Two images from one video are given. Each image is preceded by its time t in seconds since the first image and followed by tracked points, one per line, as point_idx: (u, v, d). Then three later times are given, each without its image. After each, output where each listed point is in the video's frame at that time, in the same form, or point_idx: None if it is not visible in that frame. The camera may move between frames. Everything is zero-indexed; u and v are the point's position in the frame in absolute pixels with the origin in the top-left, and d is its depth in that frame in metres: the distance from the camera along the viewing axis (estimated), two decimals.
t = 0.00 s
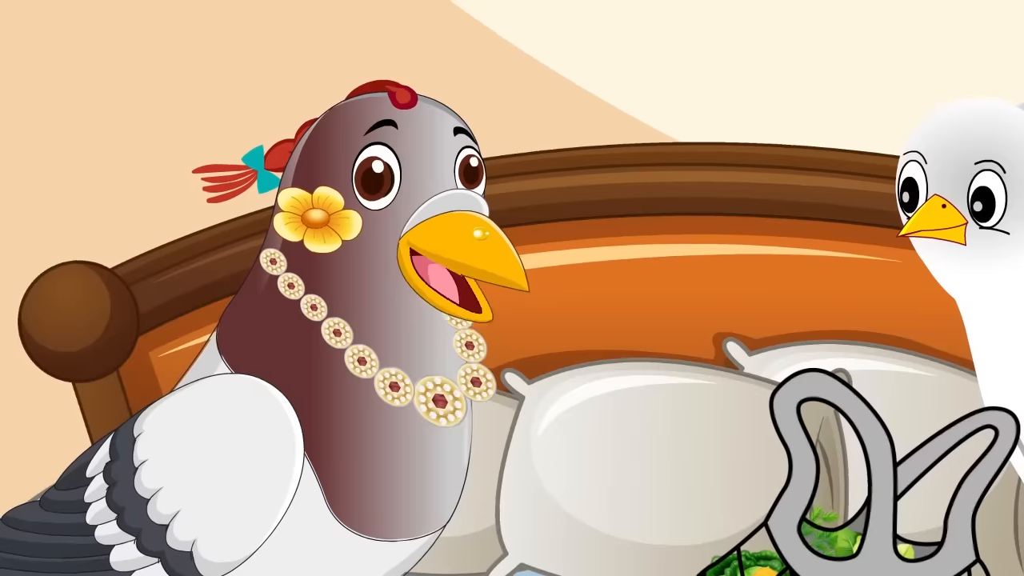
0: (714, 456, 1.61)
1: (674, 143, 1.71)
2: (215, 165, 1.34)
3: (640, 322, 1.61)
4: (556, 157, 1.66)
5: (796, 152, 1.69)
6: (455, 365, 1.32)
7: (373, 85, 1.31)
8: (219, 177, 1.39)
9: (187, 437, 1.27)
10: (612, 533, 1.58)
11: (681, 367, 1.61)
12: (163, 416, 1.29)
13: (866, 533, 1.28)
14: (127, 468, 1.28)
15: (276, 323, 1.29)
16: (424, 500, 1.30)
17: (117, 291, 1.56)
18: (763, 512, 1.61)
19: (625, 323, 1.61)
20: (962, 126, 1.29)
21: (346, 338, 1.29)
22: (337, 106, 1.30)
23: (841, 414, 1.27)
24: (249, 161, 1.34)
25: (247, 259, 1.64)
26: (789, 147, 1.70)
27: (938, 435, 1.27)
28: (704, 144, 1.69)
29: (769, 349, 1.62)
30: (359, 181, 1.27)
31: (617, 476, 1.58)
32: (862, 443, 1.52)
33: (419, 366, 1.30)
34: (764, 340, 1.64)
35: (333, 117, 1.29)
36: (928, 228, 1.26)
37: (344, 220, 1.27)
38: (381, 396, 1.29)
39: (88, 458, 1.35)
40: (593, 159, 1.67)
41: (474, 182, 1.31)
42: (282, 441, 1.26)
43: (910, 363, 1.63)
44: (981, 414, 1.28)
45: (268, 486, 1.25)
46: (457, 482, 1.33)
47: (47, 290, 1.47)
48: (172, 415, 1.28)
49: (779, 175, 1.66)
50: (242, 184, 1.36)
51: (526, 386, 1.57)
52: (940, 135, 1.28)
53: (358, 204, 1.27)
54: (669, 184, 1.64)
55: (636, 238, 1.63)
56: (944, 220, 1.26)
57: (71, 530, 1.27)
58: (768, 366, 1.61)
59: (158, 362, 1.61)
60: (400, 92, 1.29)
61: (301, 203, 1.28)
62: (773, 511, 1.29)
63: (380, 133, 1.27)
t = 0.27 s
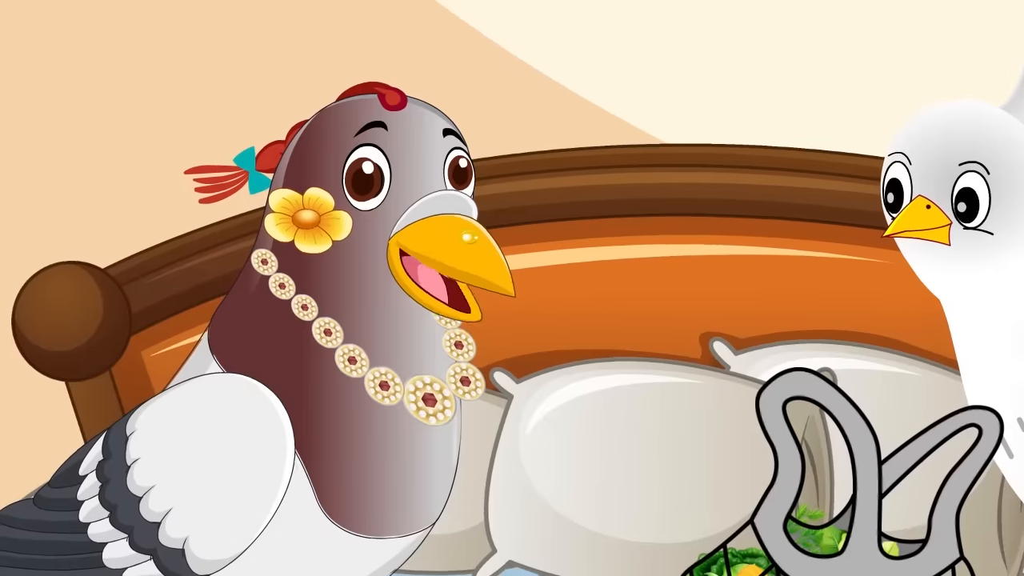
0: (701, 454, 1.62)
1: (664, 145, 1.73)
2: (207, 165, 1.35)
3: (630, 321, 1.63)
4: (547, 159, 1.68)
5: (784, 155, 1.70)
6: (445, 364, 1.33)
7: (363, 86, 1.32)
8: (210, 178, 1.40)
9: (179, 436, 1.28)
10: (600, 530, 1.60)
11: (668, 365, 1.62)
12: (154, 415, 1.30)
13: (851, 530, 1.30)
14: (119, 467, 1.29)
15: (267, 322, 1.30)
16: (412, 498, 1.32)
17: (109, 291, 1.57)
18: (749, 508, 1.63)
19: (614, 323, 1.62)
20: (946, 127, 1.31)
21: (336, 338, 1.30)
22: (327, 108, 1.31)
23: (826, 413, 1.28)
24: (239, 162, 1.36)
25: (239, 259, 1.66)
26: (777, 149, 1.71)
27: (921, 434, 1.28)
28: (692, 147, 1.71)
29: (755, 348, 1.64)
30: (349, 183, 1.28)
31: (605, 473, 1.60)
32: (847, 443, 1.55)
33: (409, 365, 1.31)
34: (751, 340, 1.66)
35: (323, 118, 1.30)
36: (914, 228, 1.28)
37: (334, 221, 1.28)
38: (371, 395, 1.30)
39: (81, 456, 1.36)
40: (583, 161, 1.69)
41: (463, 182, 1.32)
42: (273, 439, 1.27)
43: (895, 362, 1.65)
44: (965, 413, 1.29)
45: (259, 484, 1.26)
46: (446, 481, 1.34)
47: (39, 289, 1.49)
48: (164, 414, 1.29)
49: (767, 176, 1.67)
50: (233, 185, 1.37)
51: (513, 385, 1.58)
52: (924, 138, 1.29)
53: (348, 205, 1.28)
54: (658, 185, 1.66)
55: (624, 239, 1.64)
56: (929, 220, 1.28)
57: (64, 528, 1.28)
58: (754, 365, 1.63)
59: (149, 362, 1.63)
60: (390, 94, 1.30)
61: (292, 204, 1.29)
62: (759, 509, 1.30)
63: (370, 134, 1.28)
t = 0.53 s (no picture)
0: (688, 452, 1.64)
1: (653, 146, 1.74)
2: (199, 167, 1.37)
3: (618, 321, 1.65)
4: (538, 160, 1.70)
5: (773, 156, 1.72)
6: (434, 363, 1.34)
7: (353, 89, 1.34)
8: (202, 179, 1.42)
9: (171, 434, 1.29)
10: (587, 528, 1.61)
11: (656, 365, 1.64)
12: (147, 414, 1.31)
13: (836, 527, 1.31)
14: (112, 465, 1.30)
15: (258, 322, 1.32)
16: (400, 497, 1.33)
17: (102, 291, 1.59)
18: (736, 507, 1.65)
19: (602, 323, 1.65)
20: (930, 129, 1.32)
21: (327, 337, 1.31)
22: (318, 110, 1.32)
23: (812, 411, 1.29)
24: (231, 163, 1.37)
25: (231, 259, 1.67)
26: (766, 150, 1.73)
27: (906, 433, 1.29)
28: (681, 148, 1.73)
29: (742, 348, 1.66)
30: (339, 184, 1.29)
31: (593, 471, 1.62)
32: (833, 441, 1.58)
33: (398, 364, 1.32)
34: (738, 339, 1.69)
35: (314, 120, 1.31)
36: (899, 229, 1.29)
37: (325, 222, 1.29)
38: (362, 394, 1.32)
39: (74, 454, 1.38)
40: (574, 162, 1.71)
41: (453, 183, 1.33)
42: (264, 438, 1.28)
43: (881, 361, 1.66)
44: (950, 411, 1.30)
45: (250, 482, 1.27)
46: (436, 479, 1.35)
47: (33, 289, 1.50)
48: (156, 413, 1.30)
49: (755, 178, 1.69)
50: (225, 186, 1.38)
51: (503, 384, 1.60)
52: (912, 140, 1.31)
53: (339, 206, 1.29)
54: (646, 187, 1.68)
55: (612, 240, 1.67)
56: (914, 221, 1.29)
57: (57, 525, 1.29)
58: (741, 364, 1.65)
59: (142, 361, 1.64)
60: (379, 96, 1.31)
61: (283, 204, 1.30)
62: (745, 507, 1.31)
63: (360, 136, 1.29)
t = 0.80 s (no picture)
0: (675, 451, 1.66)
1: (643, 148, 1.76)
2: (191, 168, 1.38)
3: (607, 320, 1.68)
4: (528, 161, 1.72)
5: (761, 158, 1.73)
6: (424, 362, 1.36)
7: (344, 91, 1.35)
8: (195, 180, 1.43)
9: (164, 433, 1.30)
10: (575, 526, 1.63)
11: (644, 364, 1.66)
12: (140, 412, 1.32)
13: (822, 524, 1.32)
14: (105, 463, 1.31)
15: (250, 322, 1.33)
16: (388, 495, 1.34)
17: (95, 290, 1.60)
18: (723, 506, 1.66)
19: (591, 323, 1.67)
20: (914, 130, 1.34)
21: (318, 337, 1.33)
22: (309, 112, 1.33)
23: (798, 410, 1.30)
24: (223, 164, 1.38)
25: (222, 259, 1.68)
26: (754, 152, 1.75)
27: (890, 432, 1.31)
28: (670, 150, 1.76)
29: (728, 347, 1.68)
30: (330, 185, 1.30)
31: (581, 470, 1.64)
32: (819, 441, 1.62)
33: (388, 364, 1.34)
34: (724, 339, 1.70)
35: (305, 122, 1.33)
36: (884, 229, 1.31)
37: (316, 222, 1.30)
38: (352, 393, 1.33)
39: (67, 452, 1.39)
40: (564, 163, 1.72)
41: (443, 184, 1.34)
42: (256, 436, 1.29)
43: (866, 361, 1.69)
44: (935, 411, 1.31)
45: (241, 480, 1.28)
46: (426, 477, 1.37)
47: (27, 288, 1.52)
48: (149, 411, 1.32)
49: (743, 179, 1.71)
50: (217, 187, 1.40)
51: (491, 383, 1.62)
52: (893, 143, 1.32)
53: (329, 207, 1.31)
54: (636, 188, 1.70)
55: (602, 240, 1.69)
56: (899, 222, 1.30)
57: (51, 523, 1.30)
58: (727, 363, 1.67)
59: (136, 360, 1.66)
60: (371, 98, 1.33)
61: (274, 205, 1.31)
62: (733, 505, 1.32)
63: (351, 137, 1.30)
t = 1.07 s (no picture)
0: (661, 450, 1.70)
1: (633, 149, 1.78)
2: (183, 169, 1.40)
3: (597, 320, 1.69)
4: (520, 162, 1.74)
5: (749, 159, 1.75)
6: (414, 361, 1.37)
7: (335, 93, 1.36)
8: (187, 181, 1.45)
9: (156, 431, 1.31)
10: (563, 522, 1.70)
11: (632, 363, 1.69)
12: (132, 410, 1.34)
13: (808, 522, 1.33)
14: (98, 460, 1.33)
15: (241, 321, 1.34)
16: (378, 494, 1.36)
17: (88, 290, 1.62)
18: (709, 506, 1.71)
19: (581, 322, 1.69)
20: (901, 132, 1.35)
21: (309, 336, 1.34)
22: (300, 114, 1.34)
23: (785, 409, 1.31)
24: (215, 166, 1.40)
25: (214, 260, 1.70)
26: (743, 154, 1.77)
27: (875, 431, 1.32)
28: (660, 152, 1.78)
29: (715, 347, 1.70)
30: (321, 186, 1.31)
31: (569, 469, 1.69)
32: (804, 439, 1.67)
33: (378, 363, 1.35)
34: (711, 339, 1.72)
35: (296, 123, 1.34)
36: (868, 229, 1.32)
37: (307, 223, 1.32)
38: (343, 392, 1.34)
39: (60, 450, 1.40)
40: (555, 164, 1.75)
41: (433, 185, 1.36)
42: (247, 434, 1.31)
43: (853, 361, 1.71)
44: (920, 409, 1.33)
45: (232, 478, 1.29)
46: (416, 476, 1.38)
47: (21, 288, 1.53)
48: (141, 409, 1.33)
49: (732, 180, 1.73)
50: (209, 188, 1.41)
51: (481, 382, 1.66)
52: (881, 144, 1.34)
53: (320, 207, 1.32)
54: (626, 189, 1.72)
55: (591, 241, 1.71)
56: (883, 223, 1.31)
57: (43, 519, 1.32)
58: (714, 363, 1.69)
59: (128, 359, 1.67)
60: (361, 100, 1.34)
61: (266, 206, 1.33)
62: (720, 503, 1.33)
63: (341, 139, 1.32)
